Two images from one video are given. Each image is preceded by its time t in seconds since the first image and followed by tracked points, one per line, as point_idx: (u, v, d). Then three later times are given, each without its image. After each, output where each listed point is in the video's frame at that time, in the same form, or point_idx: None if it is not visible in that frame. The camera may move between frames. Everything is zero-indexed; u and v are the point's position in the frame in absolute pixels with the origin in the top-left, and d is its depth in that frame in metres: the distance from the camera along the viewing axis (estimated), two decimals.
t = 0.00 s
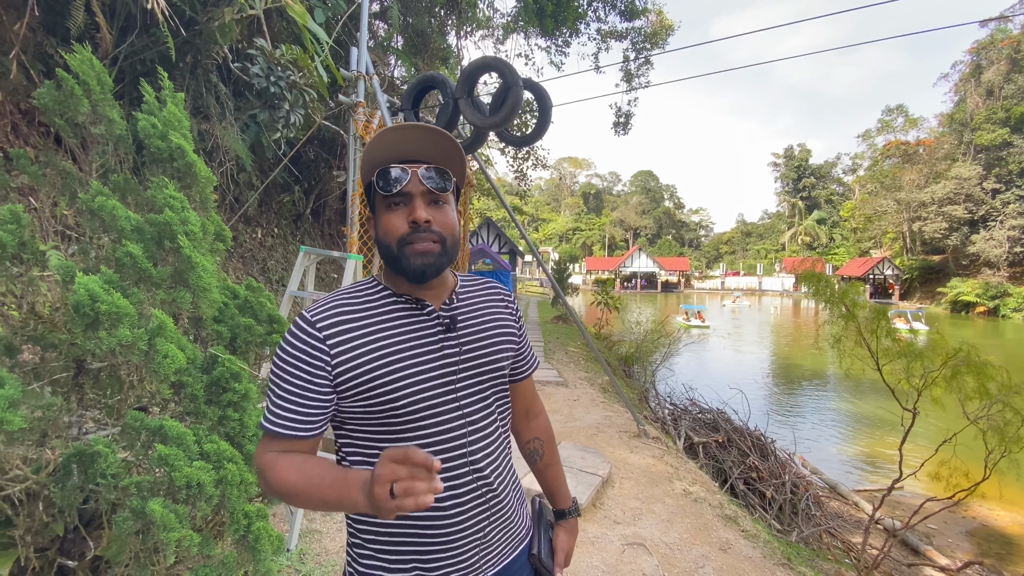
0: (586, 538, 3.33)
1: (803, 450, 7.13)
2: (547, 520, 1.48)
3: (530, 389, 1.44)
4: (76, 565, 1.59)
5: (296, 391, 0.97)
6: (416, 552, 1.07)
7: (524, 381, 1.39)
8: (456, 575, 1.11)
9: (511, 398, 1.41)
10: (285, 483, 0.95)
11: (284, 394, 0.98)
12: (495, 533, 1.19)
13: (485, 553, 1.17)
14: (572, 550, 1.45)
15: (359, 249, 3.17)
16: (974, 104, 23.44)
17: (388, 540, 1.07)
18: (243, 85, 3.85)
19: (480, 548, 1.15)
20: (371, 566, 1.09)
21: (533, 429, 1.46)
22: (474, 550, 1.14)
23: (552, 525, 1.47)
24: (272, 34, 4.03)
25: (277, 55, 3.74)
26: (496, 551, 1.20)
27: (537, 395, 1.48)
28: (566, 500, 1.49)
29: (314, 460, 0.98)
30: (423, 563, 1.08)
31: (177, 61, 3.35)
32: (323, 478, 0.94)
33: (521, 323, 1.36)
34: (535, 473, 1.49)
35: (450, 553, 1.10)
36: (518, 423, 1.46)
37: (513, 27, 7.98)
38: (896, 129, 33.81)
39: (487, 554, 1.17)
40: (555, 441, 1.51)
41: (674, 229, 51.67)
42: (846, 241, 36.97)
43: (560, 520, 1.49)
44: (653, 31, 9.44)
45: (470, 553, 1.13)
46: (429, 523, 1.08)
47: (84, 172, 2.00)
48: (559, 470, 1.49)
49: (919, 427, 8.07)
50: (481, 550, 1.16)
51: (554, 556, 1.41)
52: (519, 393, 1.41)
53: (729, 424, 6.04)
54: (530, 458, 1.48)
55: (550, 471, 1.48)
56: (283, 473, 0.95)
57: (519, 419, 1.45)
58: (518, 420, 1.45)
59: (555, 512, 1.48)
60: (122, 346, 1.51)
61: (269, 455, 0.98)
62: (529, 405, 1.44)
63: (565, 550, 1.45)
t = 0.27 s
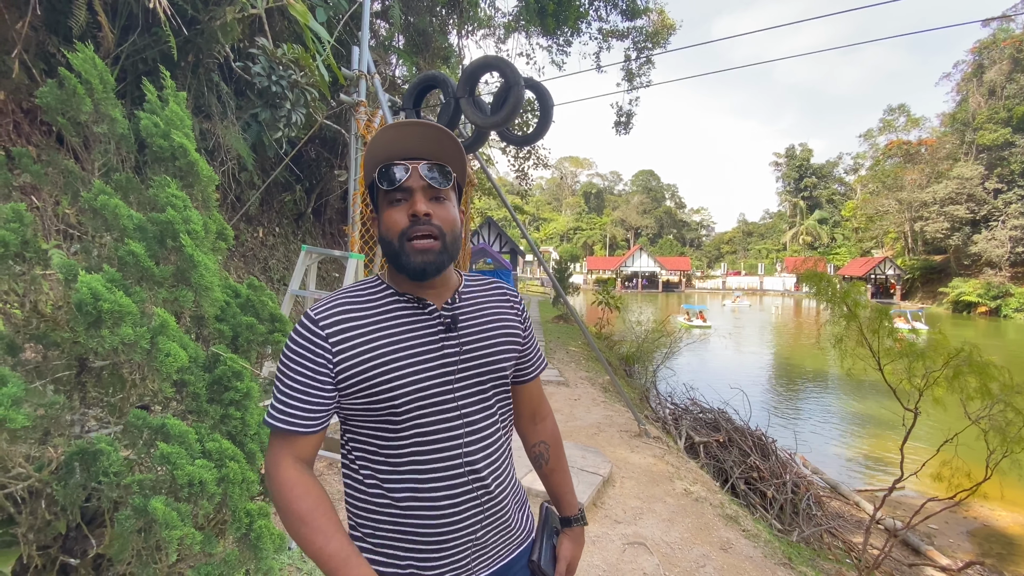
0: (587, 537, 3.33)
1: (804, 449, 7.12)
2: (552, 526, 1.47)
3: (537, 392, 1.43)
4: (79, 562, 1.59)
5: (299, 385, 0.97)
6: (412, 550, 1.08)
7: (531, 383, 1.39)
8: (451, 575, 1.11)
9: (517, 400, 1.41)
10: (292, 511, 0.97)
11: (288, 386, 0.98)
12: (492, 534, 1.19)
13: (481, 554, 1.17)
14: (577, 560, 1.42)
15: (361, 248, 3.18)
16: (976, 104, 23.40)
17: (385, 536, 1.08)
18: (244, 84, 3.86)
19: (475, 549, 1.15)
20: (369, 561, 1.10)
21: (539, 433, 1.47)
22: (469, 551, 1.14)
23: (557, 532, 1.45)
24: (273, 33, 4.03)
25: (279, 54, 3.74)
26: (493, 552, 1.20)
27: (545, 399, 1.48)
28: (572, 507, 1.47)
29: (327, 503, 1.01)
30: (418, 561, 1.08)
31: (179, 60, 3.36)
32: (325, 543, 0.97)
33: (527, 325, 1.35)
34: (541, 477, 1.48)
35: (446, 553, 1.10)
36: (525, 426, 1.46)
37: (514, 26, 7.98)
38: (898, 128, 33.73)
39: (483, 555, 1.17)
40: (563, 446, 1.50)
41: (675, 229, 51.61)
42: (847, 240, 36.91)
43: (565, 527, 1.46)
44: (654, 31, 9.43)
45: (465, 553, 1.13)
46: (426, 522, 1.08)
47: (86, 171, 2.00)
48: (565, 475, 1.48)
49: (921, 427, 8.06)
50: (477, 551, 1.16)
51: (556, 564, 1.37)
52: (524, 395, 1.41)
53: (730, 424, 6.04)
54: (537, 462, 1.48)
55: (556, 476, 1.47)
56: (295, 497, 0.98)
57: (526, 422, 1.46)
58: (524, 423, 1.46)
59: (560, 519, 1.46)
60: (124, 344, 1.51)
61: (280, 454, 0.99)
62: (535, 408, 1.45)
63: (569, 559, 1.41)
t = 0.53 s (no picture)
0: (588, 537, 3.34)
1: (805, 449, 7.12)
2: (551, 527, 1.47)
3: (538, 393, 1.43)
4: (81, 561, 1.60)
5: (297, 379, 0.98)
6: (411, 546, 1.09)
7: (532, 384, 1.39)
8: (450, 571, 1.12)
9: (517, 400, 1.41)
10: (275, 483, 0.97)
11: (283, 375, 0.98)
12: (491, 532, 1.20)
13: (479, 552, 1.18)
14: (575, 561, 1.42)
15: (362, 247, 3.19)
16: (978, 104, 23.36)
17: (384, 532, 1.09)
18: (246, 83, 3.86)
19: (474, 546, 1.16)
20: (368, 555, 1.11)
21: (540, 433, 1.47)
22: (468, 549, 1.15)
23: (556, 532, 1.46)
24: (275, 33, 4.04)
25: (280, 54, 3.74)
26: (492, 550, 1.21)
27: (546, 399, 1.48)
28: (571, 508, 1.47)
29: (309, 473, 1.01)
30: (417, 557, 1.09)
31: (181, 60, 3.36)
32: (310, 507, 0.97)
33: (530, 325, 1.35)
34: (541, 478, 1.48)
35: (444, 550, 1.11)
36: (525, 426, 1.47)
37: (516, 26, 7.99)
38: (899, 128, 33.65)
39: (481, 553, 1.18)
40: (563, 447, 1.50)
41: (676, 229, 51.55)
42: (849, 241, 36.84)
43: (564, 528, 1.47)
44: (656, 31, 9.42)
45: (464, 549, 1.14)
46: (424, 519, 1.09)
47: (89, 170, 2.01)
48: (565, 476, 1.48)
49: (922, 428, 8.05)
50: (475, 549, 1.17)
51: (553, 565, 1.37)
52: (525, 395, 1.41)
53: (731, 424, 6.04)
54: (537, 463, 1.48)
55: (556, 476, 1.47)
56: (278, 470, 0.97)
57: (526, 422, 1.46)
58: (525, 423, 1.46)
59: (559, 520, 1.47)
60: (127, 344, 1.51)
61: (261, 428, 0.99)
62: (536, 408, 1.45)
63: (568, 559, 1.41)
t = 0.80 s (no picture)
0: (589, 537, 3.34)
1: (805, 449, 7.12)
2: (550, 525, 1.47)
3: (537, 392, 1.44)
4: (83, 559, 1.60)
5: (297, 375, 0.98)
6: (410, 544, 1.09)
7: (532, 384, 1.40)
8: (449, 568, 1.13)
9: (517, 399, 1.41)
10: (273, 479, 0.97)
11: (281, 370, 0.98)
12: (491, 530, 1.20)
13: (478, 550, 1.18)
14: (574, 558, 1.42)
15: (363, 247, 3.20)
16: (980, 104, 23.33)
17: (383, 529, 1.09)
18: (248, 83, 3.87)
19: (474, 544, 1.17)
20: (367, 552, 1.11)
21: (539, 433, 1.47)
22: (467, 546, 1.15)
23: (556, 530, 1.46)
24: (277, 32, 4.05)
25: (282, 54, 3.75)
26: (491, 548, 1.21)
27: (545, 399, 1.48)
28: (571, 506, 1.48)
29: (306, 468, 1.01)
30: (416, 554, 1.10)
31: (183, 60, 3.37)
32: (309, 502, 0.97)
33: (529, 326, 1.36)
34: (540, 476, 1.48)
35: (443, 546, 1.11)
36: (524, 425, 1.47)
37: (517, 26, 7.99)
38: (901, 128, 33.59)
39: (481, 550, 1.18)
40: (562, 446, 1.50)
41: (678, 229, 51.52)
42: (850, 241, 36.78)
43: (563, 526, 1.47)
44: (657, 30, 9.42)
45: (463, 547, 1.14)
46: (423, 517, 1.09)
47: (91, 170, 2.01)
48: (565, 475, 1.48)
49: (923, 428, 8.04)
50: (474, 546, 1.17)
51: (553, 562, 1.38)
52: (524, 394, 1.41)
53: (731, 424, 6.04)
54: (536, 462, 1.48)
55: (555, 476, 1.47)
56: (275, 466, 0.97)
57: (525, 421, 1.46)
58: (524, 423, 1.46)
59: (558, 518, 1.47)
60: (129, 343, 1.52)
61: (259, 424, 0.98)
62: (535, 408, 1.45)
63: (567, 557, 1.42)
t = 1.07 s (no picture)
0: (590, 537, 3.34)
1: (807, 449, 7.11)
2: (552, 524, 1.47)
3: (538, 392, 1.43)
4: (85, 558, 1.60)
5: (303, 375, 0.98)
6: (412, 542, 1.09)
7: (533, 384, 1.40)
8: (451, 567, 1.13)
9: (519, 399, 1.41)
10: (281, 489, 0.97)
11: (288, 372, 0.98)
12: (492, 530, 1.20)
13: (480, 550, 1.18)
14: (575, 557, 1.42)
15: (364, 247, 3.20)
16: (982, 104, 23.30)
17: (386, 528, 1.09)
18: (249, 83, 3.87)
19: (476, 544, 1.17)
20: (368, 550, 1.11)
21: (539, 432, 1.47)
22: (469, 546, 1.15)
23: (556, 530, 1.46)
24: (278, 32, 4.05)
25: (283, 54, 3.75)
26: (492, 547, 1.21)
27: (546, 398, 1.48)
28: (571, 505, 1.48)
29: (314, 480, 1.02)
30: (418, 553, 1.10)
31: (185, 59, 3.37)
32: (317, 515, 0.98)
33: (532, 327, 1.36)
34: (541, 475, 1.48)
35: (444, 547, 1.11)
36: (525, 425, 1.46)
37: (518, 25, 8.00)
38: (903, 127, 33.53)
39: (482, 550, 1.18)
40: (562, 446, 1.50)
41: (679, 228, 51.47)
42: (852, 241, 36.72)
43: (564, 525, 1.47)
44: (658, 30, 9.41)
45: (465, 547, 1.14)
46: (426, 516, 1.09)
47: (93, 169, 2.01)
48: (565, 474, 1.48)
49: (925, 428, 8.03)
50: (477, 546, 1.17)
51: (556, 561, 1.38)
52: (525, 394, 1.41)
53: (733, 424, 6.03)
54: (536, 461, 1.48)
55: (556, 475, 1.47)
56: (284, 476, 0.98)
57: (525, 420, 1.46)
58: (525, 422, 1.46)
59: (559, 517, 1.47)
60: (131, 342, 1.52)
61: (270, 431, 0.99)
62: (536, 407, 1.45)
63: (569, 555, 1.42)
